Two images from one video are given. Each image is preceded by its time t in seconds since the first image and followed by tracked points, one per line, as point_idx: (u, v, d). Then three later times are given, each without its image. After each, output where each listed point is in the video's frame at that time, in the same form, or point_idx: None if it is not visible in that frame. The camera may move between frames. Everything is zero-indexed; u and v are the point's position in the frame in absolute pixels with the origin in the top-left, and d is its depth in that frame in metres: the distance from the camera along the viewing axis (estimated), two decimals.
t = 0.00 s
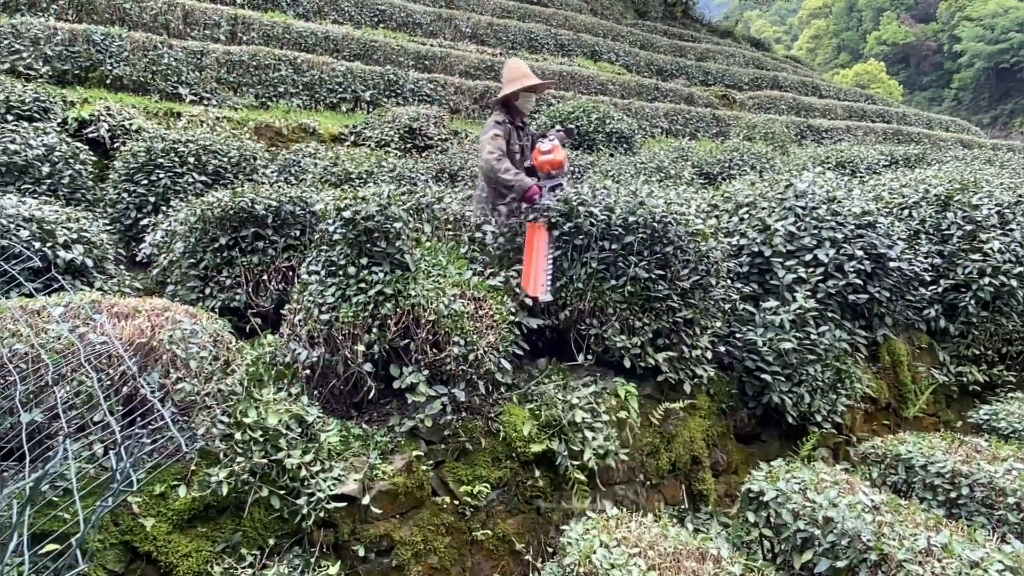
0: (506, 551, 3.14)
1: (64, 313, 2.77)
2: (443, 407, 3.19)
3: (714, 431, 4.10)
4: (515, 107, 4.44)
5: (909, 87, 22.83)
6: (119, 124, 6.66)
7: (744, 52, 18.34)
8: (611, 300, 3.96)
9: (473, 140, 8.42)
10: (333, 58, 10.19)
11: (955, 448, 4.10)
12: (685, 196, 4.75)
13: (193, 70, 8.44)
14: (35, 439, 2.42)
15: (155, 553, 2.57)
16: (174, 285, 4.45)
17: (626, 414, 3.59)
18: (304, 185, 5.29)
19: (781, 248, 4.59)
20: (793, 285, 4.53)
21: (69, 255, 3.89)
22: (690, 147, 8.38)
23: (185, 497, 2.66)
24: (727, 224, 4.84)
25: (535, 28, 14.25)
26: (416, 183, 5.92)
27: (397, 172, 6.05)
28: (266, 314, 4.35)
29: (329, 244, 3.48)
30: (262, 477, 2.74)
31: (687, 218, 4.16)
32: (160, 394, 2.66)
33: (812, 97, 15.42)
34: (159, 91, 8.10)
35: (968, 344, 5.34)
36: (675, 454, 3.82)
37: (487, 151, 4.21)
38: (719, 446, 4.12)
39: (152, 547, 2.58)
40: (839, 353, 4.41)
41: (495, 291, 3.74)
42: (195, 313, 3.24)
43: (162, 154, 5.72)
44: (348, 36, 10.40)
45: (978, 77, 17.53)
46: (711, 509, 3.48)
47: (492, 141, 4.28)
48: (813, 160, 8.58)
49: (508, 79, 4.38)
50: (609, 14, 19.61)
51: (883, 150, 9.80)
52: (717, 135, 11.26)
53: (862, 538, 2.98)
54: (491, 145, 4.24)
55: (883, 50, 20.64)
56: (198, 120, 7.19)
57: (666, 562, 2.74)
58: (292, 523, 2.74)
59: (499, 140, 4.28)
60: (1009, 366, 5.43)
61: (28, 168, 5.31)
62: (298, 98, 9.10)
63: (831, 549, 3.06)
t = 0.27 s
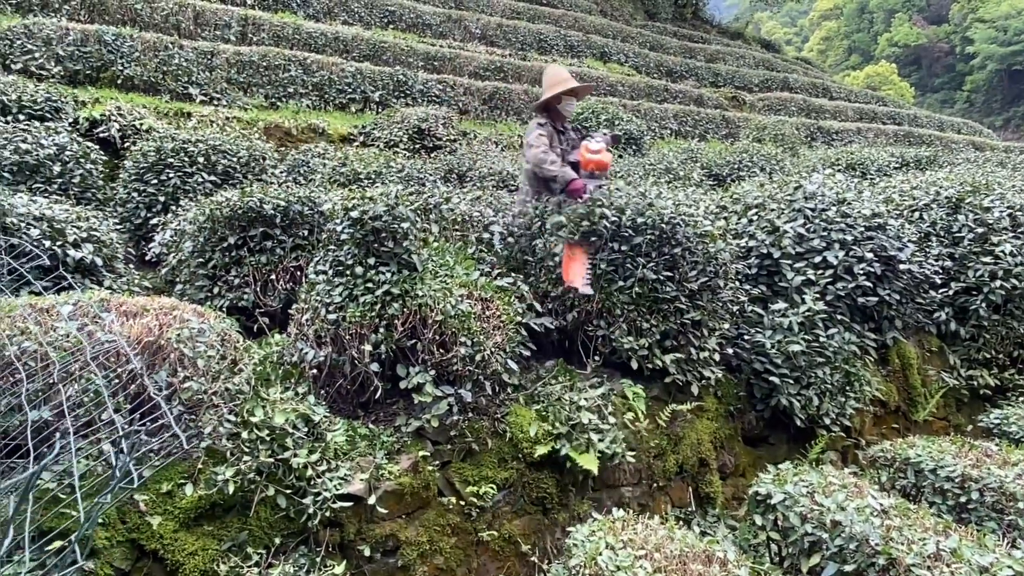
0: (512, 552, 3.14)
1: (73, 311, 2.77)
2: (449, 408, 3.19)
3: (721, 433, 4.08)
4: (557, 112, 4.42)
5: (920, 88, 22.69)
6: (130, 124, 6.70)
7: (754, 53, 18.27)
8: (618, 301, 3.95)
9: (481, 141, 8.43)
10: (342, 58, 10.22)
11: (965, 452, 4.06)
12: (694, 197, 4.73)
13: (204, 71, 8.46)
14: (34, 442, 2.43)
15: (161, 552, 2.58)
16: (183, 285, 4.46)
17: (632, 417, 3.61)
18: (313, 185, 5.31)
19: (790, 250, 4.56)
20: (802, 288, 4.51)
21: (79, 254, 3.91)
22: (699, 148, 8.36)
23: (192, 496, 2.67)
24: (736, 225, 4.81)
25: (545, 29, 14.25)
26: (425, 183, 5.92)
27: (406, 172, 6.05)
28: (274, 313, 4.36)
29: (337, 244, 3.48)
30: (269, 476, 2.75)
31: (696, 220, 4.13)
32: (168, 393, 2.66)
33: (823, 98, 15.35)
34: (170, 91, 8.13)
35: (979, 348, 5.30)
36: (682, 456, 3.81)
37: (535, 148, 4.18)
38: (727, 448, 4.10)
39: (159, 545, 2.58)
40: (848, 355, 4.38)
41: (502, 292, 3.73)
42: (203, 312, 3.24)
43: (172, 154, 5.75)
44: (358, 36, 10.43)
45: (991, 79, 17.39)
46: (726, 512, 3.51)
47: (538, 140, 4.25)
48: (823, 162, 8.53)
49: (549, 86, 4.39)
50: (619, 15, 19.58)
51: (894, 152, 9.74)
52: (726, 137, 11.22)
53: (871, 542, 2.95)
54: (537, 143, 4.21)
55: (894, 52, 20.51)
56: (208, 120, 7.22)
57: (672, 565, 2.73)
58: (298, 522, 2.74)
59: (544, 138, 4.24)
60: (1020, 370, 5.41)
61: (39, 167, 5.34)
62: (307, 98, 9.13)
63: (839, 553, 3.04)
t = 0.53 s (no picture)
0: (514, 555, 3.14)
1: (78, 311, 2.80)
2: (452, 410, 3.19)
3: (726, 437, 4.06)
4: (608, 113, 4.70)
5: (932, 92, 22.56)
6: (139, 125, 6.75)
7: (764, 56, 18.22)
8: (623, 304, 3.95)
9: (489, 143, 8.45)
10: (351, 60, 10.25)
11: (972, 458, 4.04)
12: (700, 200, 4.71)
13: (213, 72, 8.50)
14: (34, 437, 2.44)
15: (163, 552, 2.59)
16: (189, 285, 4.48)
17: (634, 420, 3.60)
18: (320, 187, 5.32)
19: (796, 254, 4.53)
20: (808, 291, 4.48)
21: (85, 255, 3.93)
22: (707, 151, 8.33)
23: (194, 496, 2.68)
24: (741, 228, 4.77)
25: (554, 31, 14.25)
26: (431, 185, 5.93)
27: (413, 174, 6.06)
28: (279, 314, 4.38)
29: (341, 245, 3.49)
30: (271, 477, 2.75)
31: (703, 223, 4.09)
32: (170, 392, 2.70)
33: (833, 101, 15.28)
34: (179, 93, 8.16)
35: (988, 353, 5.26)
36: (686, 460, 3.80)
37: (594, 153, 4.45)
38: (731, 452, 4.09)
39: (161, 545, 2.59)
40: (854, 360, 4.35)
41: (507, 294, 3.73)
42: (208, 312, 3.27)
43: (180, 155, 5.79)
44: (366, 38, 10.46)
45: (1004, 82, 17.25)
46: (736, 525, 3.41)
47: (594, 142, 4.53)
48: (832, 165, 8.49)
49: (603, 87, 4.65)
50: (629, 18, 19.57)
51: (904, 156, 9.67)
52: (735, 140, 11.18)
53: (874, 548, 2.96)
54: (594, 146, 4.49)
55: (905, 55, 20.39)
56: (217, 122, 7.26)
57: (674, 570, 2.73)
58: (300, 523, 2.75)
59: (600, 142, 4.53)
60: None
61: (48, 168, 5.39)
62: (316, 100, 9.19)
63: (842, 559, 3.03)
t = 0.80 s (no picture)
0: (515, 556, 3.14)
1: (81, 309, 2.80)
2: (454, 410, 3.19)
3: (729, 441, 4.05)
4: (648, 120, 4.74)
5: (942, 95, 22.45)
6: (149, 126, 6.80)
7: (773, 59, 18.18)
8: (626, 306, 3.95)
9: (496, 145, 8.46)
10: (360, 62, 10.29)
11: (977, 463, 4.02)
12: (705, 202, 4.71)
13: (222, 74, 8.54)
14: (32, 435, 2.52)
15: (165, 549, 2.60)
16: (195, 285, 4.50)
17: (637, 422, 3.60)
18: (327, 188, 5.35)
19: (802, 257, 4.51)
20: (813, 294, 4.45)
21: (92, 254, 3.96)
22: (715, 154, 8.32)
23: (196, 494, 2.69)
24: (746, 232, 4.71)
25: (562, 33, 14.26)
26: (438, 186, 5.94)
27: (419, 175, 6.07)
28: (284, 314, 4.40)
29: (345, 245, 3.50)
30: (273, 476, 2.77)
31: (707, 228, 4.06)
32: (174, 391, 2.74)
33: (843, 104, 15.23)
34: (188, 94, 8.21)
35: (995, 358, 5.22)
36: (689, 463, 3.79)
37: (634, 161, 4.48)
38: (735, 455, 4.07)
39: (163, 543, 2.60)
40: (859, 364, 4.33)
41: (510, 295, 3.74)
42: (211, 312, 3.28)
43: (188, 156, 5.82)
44: (375, 40, 10.50)
45: (1016, 86, 17.13)
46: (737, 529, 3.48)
47: (633, 149, 4.58)
48: (841, 168, 8.46)
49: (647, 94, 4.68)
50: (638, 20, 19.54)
51: (913, 159, 9.62)
52: (743, 142, 11.15)
53: (876, 553, 2.96)
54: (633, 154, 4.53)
55: (916, 58, 20.29)
56: (226, 123, 7.31)
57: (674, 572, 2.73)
58: (302, 522, 2.76)
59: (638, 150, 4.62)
60: None
61: (57, 168, 5.42)
62: (324, 102, 9.24)
63: (845, 563, 3.03)
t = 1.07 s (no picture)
0: (516, 559, 3.13)
1: (85, 310, 2.80)
2: (455, 412, 3.20)
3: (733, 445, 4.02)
4: (687, 129, 4.55)
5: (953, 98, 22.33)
6: (157, 127, 6.84)
7: (782, 62, 18.13)
8: (629, 309, 3.94)
9: (503, 148, 8.47)
10: (368, 64, 10.32)
11: (982, 470, 4.00)
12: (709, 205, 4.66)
13: (231, 76, 8.59)
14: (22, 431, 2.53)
15: (166, 549, 2.61)
16: (200, 285, 4.52)
17: (639, 426, 3.60)
18: (333, 190, 5.36)
19: (806, 261, 4.51)
20: (818, 299, 4.45)
21: (98, 254, 3.99)
22: (722, 157, 8.30)
23: (197, 494, 2.70)
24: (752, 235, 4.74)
25: (571, 35, 14.26)
26: (444, 188, 5.96)
27: (425, 177, 6.09)
28: (288, 315, 4.41)
29: (348, 247, 3.51)
30: (274, 476, 2.78)
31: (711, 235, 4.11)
32: (176, 391, 2.74)
33: (852, 108, 15.16)
34: (197, 96, 8.25)
35: (1003, 363, 5.17)
36: (691, 467, 3.77)
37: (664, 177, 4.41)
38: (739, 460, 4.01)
39: (164, 542, 2.61)
40: (865, 368, 4.31)
41: (513, 298, 3.74)
42: (215, 313, 3.29)
43: (196, 157, 5.86)
44: (384, 43, 10.53)
45: None
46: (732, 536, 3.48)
47: (666, 161, 4.47)
48: (850, 171, 8.42)
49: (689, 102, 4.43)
50: (647, 23, 19.52)
51: (923, 162, 9.57)
52: (752, 145, 11.12)
53: (877, 558, 2.95)
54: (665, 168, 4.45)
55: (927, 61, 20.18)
56: (234, 125, 7.35)
57: None
58: (303, 523, 2.76)
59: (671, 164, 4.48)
60: None
61: (66, 169, 5.46)
62: (333, 104, 9.29)
63: (846, 569, 3.02)
